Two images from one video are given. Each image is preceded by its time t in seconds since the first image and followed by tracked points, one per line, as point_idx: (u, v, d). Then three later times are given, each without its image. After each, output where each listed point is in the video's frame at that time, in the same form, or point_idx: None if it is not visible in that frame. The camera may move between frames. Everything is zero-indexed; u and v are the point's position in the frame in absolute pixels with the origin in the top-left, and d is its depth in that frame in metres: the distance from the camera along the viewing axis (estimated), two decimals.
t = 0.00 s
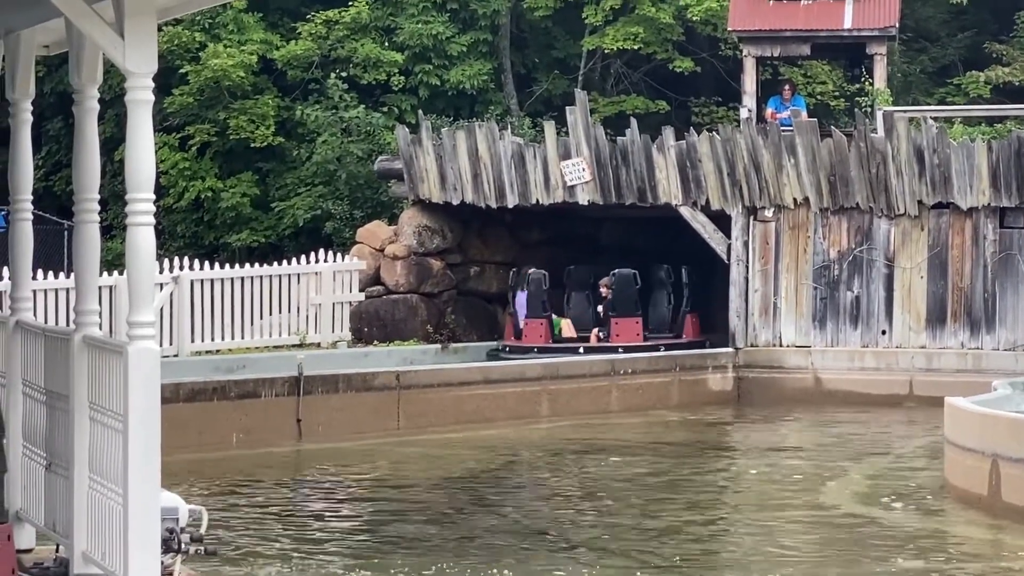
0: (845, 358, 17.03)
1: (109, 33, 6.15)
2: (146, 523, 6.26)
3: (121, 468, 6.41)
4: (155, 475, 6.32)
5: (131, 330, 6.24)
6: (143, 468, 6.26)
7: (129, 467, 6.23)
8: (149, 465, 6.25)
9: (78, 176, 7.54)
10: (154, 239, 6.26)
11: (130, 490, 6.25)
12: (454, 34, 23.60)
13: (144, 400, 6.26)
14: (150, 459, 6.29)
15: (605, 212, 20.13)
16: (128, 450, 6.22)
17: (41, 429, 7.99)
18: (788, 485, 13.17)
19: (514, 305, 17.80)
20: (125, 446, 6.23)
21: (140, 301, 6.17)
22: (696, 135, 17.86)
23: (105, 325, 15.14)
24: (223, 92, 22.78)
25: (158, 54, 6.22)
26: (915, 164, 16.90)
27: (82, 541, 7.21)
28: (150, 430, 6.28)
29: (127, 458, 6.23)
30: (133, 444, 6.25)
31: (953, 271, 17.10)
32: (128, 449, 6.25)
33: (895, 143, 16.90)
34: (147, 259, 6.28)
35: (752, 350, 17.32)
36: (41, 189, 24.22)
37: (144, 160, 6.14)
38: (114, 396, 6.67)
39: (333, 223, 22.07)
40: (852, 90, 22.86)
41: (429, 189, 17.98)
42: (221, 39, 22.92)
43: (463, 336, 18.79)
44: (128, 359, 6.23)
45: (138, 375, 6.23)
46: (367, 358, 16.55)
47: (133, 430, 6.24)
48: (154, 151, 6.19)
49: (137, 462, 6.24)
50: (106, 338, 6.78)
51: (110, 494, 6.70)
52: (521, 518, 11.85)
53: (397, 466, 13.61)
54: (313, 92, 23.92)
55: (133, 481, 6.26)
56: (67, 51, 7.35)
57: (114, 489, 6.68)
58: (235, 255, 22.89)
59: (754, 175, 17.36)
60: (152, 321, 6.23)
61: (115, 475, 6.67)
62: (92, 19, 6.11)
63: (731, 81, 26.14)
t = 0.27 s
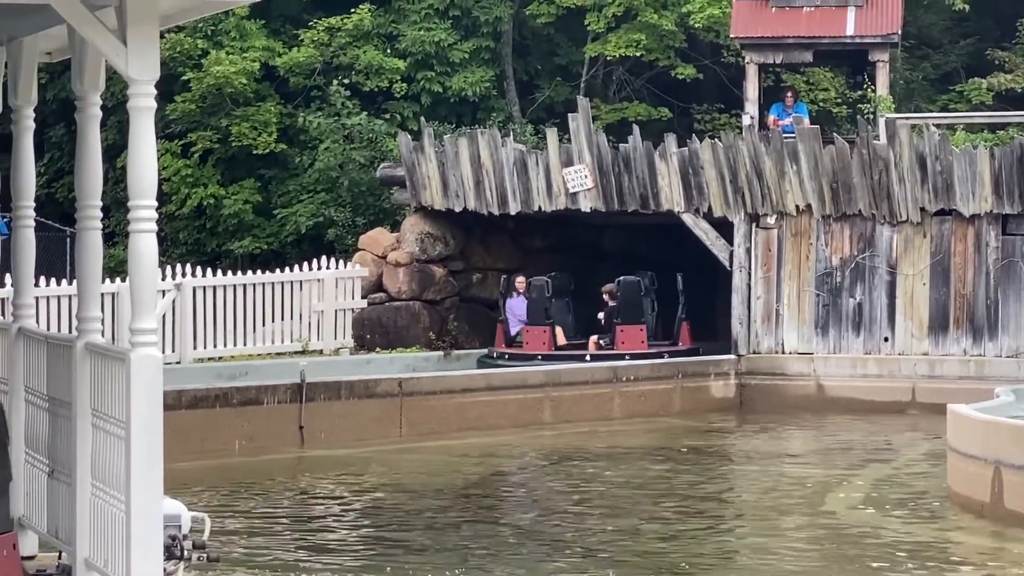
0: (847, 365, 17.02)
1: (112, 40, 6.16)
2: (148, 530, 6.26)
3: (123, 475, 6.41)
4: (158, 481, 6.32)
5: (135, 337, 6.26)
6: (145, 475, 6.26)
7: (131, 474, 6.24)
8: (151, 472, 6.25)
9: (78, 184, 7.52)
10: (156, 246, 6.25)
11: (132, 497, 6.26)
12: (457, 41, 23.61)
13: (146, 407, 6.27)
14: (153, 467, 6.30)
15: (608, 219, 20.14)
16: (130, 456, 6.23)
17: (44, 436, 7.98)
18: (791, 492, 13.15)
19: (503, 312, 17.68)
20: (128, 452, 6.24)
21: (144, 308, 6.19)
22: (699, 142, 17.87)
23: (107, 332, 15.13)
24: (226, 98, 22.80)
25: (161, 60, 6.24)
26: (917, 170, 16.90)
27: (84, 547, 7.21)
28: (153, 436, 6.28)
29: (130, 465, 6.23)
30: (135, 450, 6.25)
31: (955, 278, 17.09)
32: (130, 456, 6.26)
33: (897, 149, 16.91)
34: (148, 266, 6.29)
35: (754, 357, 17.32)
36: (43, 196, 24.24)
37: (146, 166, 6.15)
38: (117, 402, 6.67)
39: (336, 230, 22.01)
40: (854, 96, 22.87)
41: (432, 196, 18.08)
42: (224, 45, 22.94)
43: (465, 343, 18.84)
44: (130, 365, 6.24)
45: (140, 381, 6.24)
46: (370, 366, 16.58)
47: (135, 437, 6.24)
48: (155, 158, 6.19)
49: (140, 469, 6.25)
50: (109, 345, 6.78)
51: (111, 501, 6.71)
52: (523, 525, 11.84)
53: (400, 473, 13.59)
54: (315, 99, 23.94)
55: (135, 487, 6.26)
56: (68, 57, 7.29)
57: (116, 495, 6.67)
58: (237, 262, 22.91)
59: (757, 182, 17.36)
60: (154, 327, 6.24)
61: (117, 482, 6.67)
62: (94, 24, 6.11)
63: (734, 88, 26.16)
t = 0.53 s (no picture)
0: (850, 370, 17.01)
1: (113, 44, 6.21)
2: (150, 534, 6.31)
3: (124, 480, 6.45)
4: (160, 487, 6.37)
5: (136, 341, 6.29)
6: (147, 480, 6.31)
7: (133, 479, 6.29)
8: (154, 477, 6.30)
9: (80, 187, 7.49)
10: (158, 252, 6.32)
11: (134, 502, 6.30)
12: (459, 46, 23.60)
13: (149, 412, 6.32)
14: (155, 472, 6.34)
15: (610, 225, 20.14)
16: (132, 462, 6.27)
17: (46, 441, 7.98)
18: (792, 498, 13.16)
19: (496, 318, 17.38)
20: (130, 457, 6.28)
21: (145, 312, 6.22)
22: (700, 147, 17.86)
23: (110, 337, 15.15)
24: (228, 104, 22.82)
25: (162, 67, 6.30)
26: (919, 176, 16.90)
27: (86, 552, 7.23)
28: (155, 442, 6.32)
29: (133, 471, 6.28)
30: (138, 455, 6.30)
31: (957, 283, 17.10)
32: (133, 461, 6.30)
33: (899, 155, 16.91)
34: (150, 273, 6.35)
35: (756, 363, 17.31)
36: (45, 201, 24.26)
37: (148, 170, 6.23)
38: (118, 408, 6.68)
39: (338, 236, 21.81)
40: (856, 102, 22.88)
41: (433, 202, 18.05)
42: (226, 51, 22.95)
43: (467, 348, 18.82)
44: (132, 370, 6.28)
45: (144, 387, 6.29)
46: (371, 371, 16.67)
47: (137, 443, 6.29)
48: (158, 162, 6.27)
49: (142, 475, 6.29)
50: (111, 351, 6.78)
51: (112, 506, 6.73)
52: (525, 531, 11.84)
53: (402, 479, 13.60)
54: (317, 104, 23.96)
55: (138, 493, 6.30)
56: (73, 62, 7.31)
57: (117, 501, 6.68)
58: (239, 268, 22.92)
59: (759, 188, 17.35)
60: (156, 333, 6.28)
61: (117, 487, 6.69)
62: (97, 31, 6.16)
63: (736, 94, 26.15)
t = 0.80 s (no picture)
0: (850, 376, 17.03)
1: (116, 50, 6.24)
2: (153, 539, 6.37)
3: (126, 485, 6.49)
4: (161, 493, 6.42)
5: (138, 347, 6.33)
6: (149, 487, 6.36)
7: (134, 486, 6.34)
8: (155, 483, 6.35)
9: (82, 192, 7.47)
10: (160, 257, 6.32)
11: (136, 508, 6.35)
12: (460, 52, 23.61)
13: (150, 418, 6.37)
14: (156, 478, 6.40)
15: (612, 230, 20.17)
16: (134, 468, 6.33)
17: (47, 447, 7.98)
18: (794, 503, 13.16)
19: (487, 325, 17.19)
20: (132, 464, 6.34)
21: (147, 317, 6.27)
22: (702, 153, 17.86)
23: (111, 343, 15.16)
24: (229, 109, 22.83)
25: (163, 72, 6.31)
26: (921, 182, 16.91)
27: (87, 558, 7.23)
28: (156, 448, 6.38)
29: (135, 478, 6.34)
30: (140, 462, 6.36)
31: (958, 289, 17.11)
32: (134, 468, 6.36)
33: (900, 160, 16.91)
34: (152, 279, 6.35)
35: (758, 368, 17.29)
36: (46, 206, 24.27)
37: (149, 174, 6.25)
38: (120, 414, 6.68)
39: (339, 240, 21.95)
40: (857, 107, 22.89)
41: (435, 207, 18.11)
42: (228, 56, 22.96)
43: (470, 353, 18.78)
44: (134, 376, 6.33)
45: (145, 394, 6.34)
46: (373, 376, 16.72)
47: (139, 449, 6.35)
48: (160, 168, 6.29)
49: (144, 481, 6.35)
50: (112, 356, 6.79)
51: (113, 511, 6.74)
52: (526, 536, 11.84)
53: (403, 484, 13.60)
54: (319, 109, 23.97)
55: (139, 499, 6.35)
56: (73, 66, 7.28)
57: (119, 507, 6.69)
58: (240, 273, 22.94)
59: (761, 194, 17.35)
60: (157, 339, 6.32)
61: (118, 492, 6.71)
62: (99, 36, 6.17)
63: (737, 99, 26.16)
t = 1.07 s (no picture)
0: (853, 382, 17.02)
1: (119, 56, 6.26)
2: (154, 545, 6.35)
3: (128, 490, 6.49)
4: (162, 496, 6.39)
5: (140, 352, 6.33)
6: (150, 491, 6.35)
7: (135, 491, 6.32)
8: (156, 488, 6.34)
9: (85, 197, 7.44)
10: (161, 262, 6.34)
11: (138, 513, 6.32)
12: (463, 57, 23.62)
13: (151, 422, 6.35)
14: (157, 482, 6.37)
15: (614, 235, 20.19)
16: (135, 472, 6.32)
17: (49, 453, 7.98)
18: (796, 509, 13.15)
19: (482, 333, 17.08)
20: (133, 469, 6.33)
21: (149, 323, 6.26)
22: (704, 159, 17.87)
23: (114, 348, 15.18)
24: (232, 114, 22.86)
25: (165, 79, 6.36)
26: (923, 188, 16.91)
27: (90, 563, 7.23)
28: (157, 453, 6.36)
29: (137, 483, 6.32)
30: (141, 467, 6.34)
31: (960, 295, 17.11)
32: (134, 472, 6.35)
33: (902, 166, 16.91)
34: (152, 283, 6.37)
35: (760, 374, 17.28)
36: (49, 212, 24.31)
37: (152, 181, 6.26)
38: (122, 420, 6.68)
39: (342, 246, 21.96)
40: (860, 113, 22.90)
41: (437, 213, 18.12)
42: (230, 61, 22.98)
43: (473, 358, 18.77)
44: (136, 381, 6.32)
45: (147, 399, 6.34)
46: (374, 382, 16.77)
47: (140, 455, 6.33)
48: (162, 174, 6.30)
49: (145, 485, 6.33)
50: (114, 362, 6.80)
51: (115, 516, 6.74)
52: (527, 541, 11.84)
53: (405, 490, 13.59)
54: (321, 115, 23.99)
55: (140, 503, 6.33)
56: (76, 72, 7.27)
57: (121, 512, 6.69)
58: (243, 278, 22.95)
59: (763, 200, 17.38)
60: (160, 344, 6.32)
61: (121, 497, 6.71)
62: (102, 40, 6.19)
63: (739, 105, 26.15)
